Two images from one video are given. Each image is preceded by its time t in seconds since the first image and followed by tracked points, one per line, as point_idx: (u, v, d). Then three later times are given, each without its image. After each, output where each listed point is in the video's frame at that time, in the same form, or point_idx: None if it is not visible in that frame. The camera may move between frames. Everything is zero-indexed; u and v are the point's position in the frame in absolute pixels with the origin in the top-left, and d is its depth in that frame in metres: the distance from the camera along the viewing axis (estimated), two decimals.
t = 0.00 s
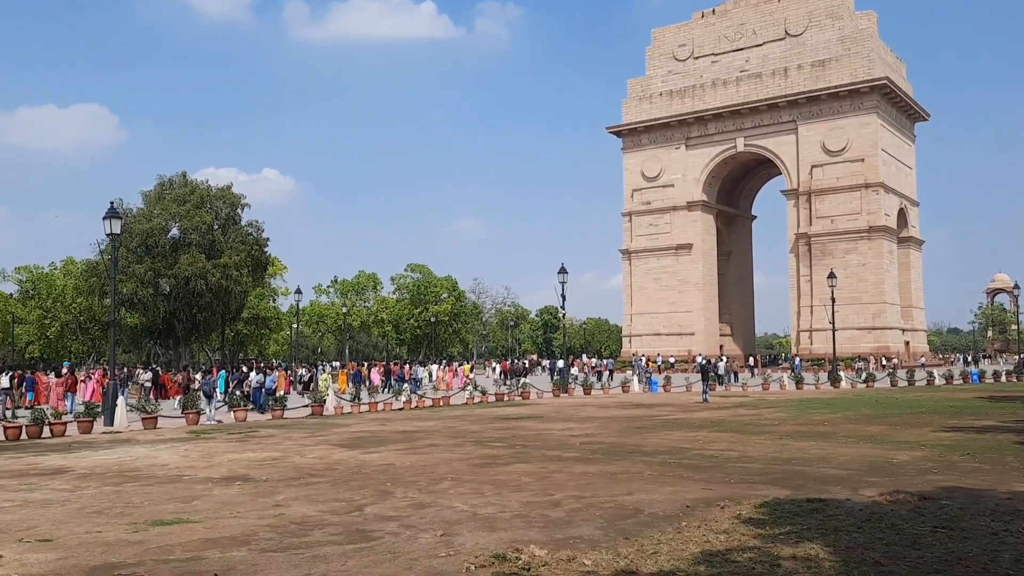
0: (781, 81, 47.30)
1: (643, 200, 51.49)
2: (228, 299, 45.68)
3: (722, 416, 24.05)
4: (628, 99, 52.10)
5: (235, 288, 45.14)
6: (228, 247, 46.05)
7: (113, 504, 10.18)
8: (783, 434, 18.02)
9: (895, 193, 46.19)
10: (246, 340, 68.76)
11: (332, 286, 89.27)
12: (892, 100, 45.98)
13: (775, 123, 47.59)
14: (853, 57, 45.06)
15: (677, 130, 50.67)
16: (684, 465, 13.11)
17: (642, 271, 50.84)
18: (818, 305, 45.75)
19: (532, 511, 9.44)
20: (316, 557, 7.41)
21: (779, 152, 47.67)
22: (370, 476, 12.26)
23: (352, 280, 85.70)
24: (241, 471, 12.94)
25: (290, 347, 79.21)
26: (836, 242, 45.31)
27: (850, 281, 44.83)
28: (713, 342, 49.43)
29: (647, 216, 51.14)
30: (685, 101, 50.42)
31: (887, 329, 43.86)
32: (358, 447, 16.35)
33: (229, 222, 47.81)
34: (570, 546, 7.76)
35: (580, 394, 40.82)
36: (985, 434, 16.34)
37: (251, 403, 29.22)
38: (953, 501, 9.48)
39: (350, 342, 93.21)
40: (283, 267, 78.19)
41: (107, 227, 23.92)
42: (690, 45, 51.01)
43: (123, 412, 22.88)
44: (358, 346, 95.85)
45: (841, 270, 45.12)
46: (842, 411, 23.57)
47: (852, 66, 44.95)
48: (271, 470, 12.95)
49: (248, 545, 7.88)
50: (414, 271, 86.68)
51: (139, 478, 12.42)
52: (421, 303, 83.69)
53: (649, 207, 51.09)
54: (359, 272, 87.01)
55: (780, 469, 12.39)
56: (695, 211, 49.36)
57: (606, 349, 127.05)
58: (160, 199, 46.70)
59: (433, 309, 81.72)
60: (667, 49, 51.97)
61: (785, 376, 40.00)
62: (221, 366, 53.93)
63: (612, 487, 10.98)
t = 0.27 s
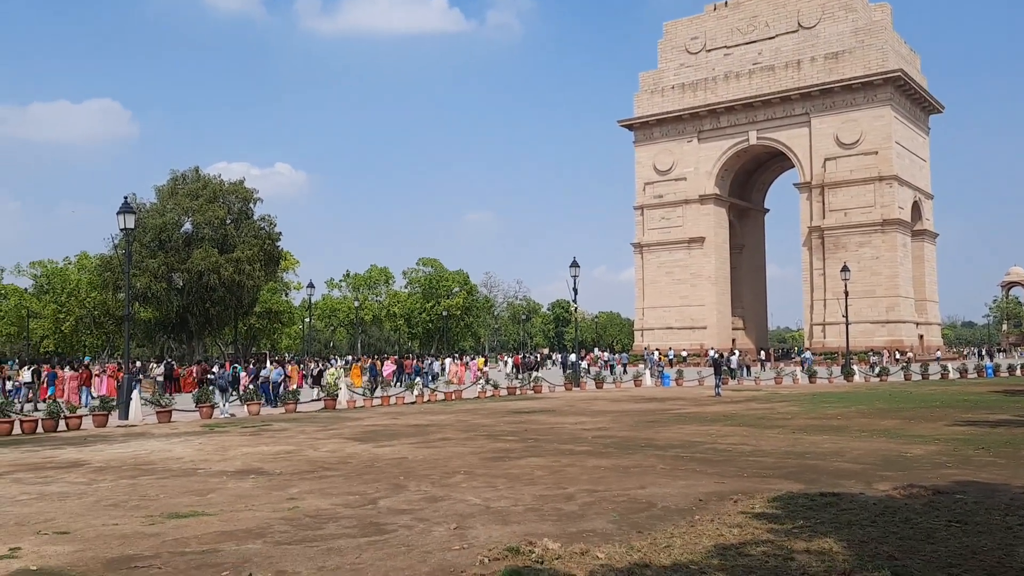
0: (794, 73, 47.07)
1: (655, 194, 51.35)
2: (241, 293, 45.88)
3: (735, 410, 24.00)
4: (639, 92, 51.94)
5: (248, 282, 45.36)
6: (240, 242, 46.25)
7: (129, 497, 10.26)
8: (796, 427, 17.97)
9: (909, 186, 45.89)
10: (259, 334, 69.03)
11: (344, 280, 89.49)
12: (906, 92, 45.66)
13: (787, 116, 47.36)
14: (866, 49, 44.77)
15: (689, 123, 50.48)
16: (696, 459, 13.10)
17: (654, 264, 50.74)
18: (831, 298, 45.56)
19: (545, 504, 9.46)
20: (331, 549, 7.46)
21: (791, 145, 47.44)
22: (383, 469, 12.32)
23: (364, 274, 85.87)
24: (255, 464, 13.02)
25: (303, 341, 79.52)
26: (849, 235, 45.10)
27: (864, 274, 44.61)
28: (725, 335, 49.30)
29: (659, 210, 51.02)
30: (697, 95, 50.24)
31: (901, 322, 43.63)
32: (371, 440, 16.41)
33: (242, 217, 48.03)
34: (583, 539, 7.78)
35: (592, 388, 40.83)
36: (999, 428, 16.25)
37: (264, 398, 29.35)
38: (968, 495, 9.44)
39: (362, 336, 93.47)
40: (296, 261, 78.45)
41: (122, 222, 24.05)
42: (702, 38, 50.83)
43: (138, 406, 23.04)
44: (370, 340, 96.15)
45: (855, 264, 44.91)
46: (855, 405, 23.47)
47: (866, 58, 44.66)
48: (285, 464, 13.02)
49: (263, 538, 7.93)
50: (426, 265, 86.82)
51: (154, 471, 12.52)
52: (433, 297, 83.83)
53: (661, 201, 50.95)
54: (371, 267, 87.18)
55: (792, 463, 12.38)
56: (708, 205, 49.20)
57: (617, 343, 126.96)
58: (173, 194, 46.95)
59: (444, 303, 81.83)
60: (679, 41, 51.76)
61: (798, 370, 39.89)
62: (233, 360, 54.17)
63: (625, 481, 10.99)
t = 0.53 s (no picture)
0: (803, 73, 46.96)
1: (664, 193, 51.35)
2: (254, 292, 46.10)
3: (745, 407, 24.03)
4: (648, 91, 51.94)
5: (261, 281, 45.57)
6: (254, 241, 46.48)
7: (144, 494, 10.39)
8: (806, 425, 17.98)
9: (918, 184, 45.75)
10: (271, 332, 69.32)
11: (355, 279, 89.75)
12: (915, 91, 45.48)
13: (796, 114, 47.26)
14: (875, 48, 44.62)
15: (698, 122, 50.44)
16: (706, 457, 13.15)
17: (663, 263, 50.75)
18: (840, 297, 45.48)
19: (556, 501, 9.53)
20: (344, 546, 7.55)
21: (800, 144, 47.35)
22: (395, 467, 12.41)
23: (375, 272, 86.11)
24: (268, 462, 13.13)
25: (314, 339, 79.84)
26: (858, 233, 44.99)
27: (874, 272, 44.51)
28: (735, 333, 49.27)
29: (668, 208, 50.99)
30: (706, 94, 50.20)
31: (911, 321, 43.52)
32: (382, 439, 16.52)
33: (255, 217, 48.27)
34: (593, 536, 7.85)
35: (602, 386, 40.91)
36: (1010, 426, 16.24)
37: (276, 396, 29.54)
38: (977, 493, 9.46)
39: (373, 334, 93.76)
40: (307, 260, 78.74)
41: (135, 223, 24.23)
42: (711, 37, 50.76)
43: (152, 404, 23.24)
44: (381, 338, 96.48)
45: (864, 262, 44.81)
46: (865, 403, 23.47)
47: (875, 57, 44.52)
48: (297, 461, 13.13)
49: (277, 534, 8.03)
50: (436, 263, 86.99)
51: (168, 469, 12.65)
52: (443, 296, 83.97)
53: (670, 199, 50.96)
54: (382, 265, 87.35)
55: (802, 461, 12.41)
56: (717, 203, 49.17)
57: (628, 341, 126.96)
58: (187, 194, 47.21)
59: (455, 301, 82.00)
60: (688, 40, 51.73)
61: (806, 368, 39.83)
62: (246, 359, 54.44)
63: (635, 479, 11.05)
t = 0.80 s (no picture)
0: (815, 72, 46.78)
1: (675, 193, 51.24)
2: (263, 293, 46.26)
3: (755, 409, 23.97)
4: (659, 91, 51.85)
5: (269, 281, 45.73)
6: (262, 241, 46.65)
7: (155, 495, 10.42)
8: (817, 427, 17.90)
9: (931, 184, 45.50)
10: (280, 333, 69.51)
11: (365, 279, 89.95)
12: (928, 90, 45.25)
13: (808, 114, 47.07)
14: (887, 47, 44.42)
15: (709, 122, 50.31)
16: (716, 459, 13.10)
17: (673, 264, 50.63)
18: (852, 298, 45.28)
19: (565, 503, 9.51)
20: (354, 547, 7.55)
21: (812, 143, 47.15)
22: (404, 467, 12.42)
23: (385, 273, 86.26)
24: (278, 463, 13.16)
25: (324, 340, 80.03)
26: (870, 234, 44.79)
27: (886, 273, 44.30)
28: (746, 335, 49.10)
29: (679, 208, 50.88)
30: (717, 93, 50.07)
31: (923, 322, 43.28)
32: (392, 439, 16.53)
33: (263, 217, 48.44)
34: (603, 538, 7.84)
35: (612, 387, 40.85)
36: (1023, 428, 16.12)
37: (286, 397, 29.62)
38: (990, 496, 9.40)
39: (382, 335, 93.95)
40: (316, 261, 78.97)
41: (146, 223, 24.33)
42: (721, 36, 50.65)
43: (163, 404, 23.33)
44: (390, 339, 96.68)
45: (876, 262, 44.59)
46: (876, 404, 23.36)
47: (887, 56, 44.31)
48: (307, 462, 13.15)
49: (286, 535, 8.04)
50: (445, 264, 87.10)
51: (178, 469, 12.69)
52: (453, 296, 84.05)
53: (681, 199, 50.84)
54: (392, 266, 87.37)
55: (813, 463, 12.36)
56: (728, 203, 49.02)
57: (637, 342, 126.83)
58: (196, 194, 47.41)
59: (464, 302, 82.08)
60: (698, 40, 51.63)
61: (816, 369, 39.57)
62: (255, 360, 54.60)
63: (645, 480, 11.02)
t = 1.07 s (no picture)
0: (824, 73, 46.69)
1: (683, 194, 51.19)
2: (272, 294, 46.41)
3: (764, 411, 23.93)
4: (667, 92, 51.83)
5: (279, 283, 45.89)
6: (272, 243, 46.82)
7: (165, 495, 10.50)
8: (826, 429, 17.87)
9: (941, 186, 45.34)
10: (290, 334, 69.68)
11: (374, 281, 90.08)
12: (937, 91, 45.10)
13: (817, 115, 46.97)
14: (896, 48, 44.31)
15: (718, 124, 50.25)
16: (724, 461, 13.11)
17: (682, 265, 50.59)
18: (861, 299, 45.15)
19: (572, 505, 9.54)
20: (362, 548, 7.60)
21: (821, 144, 47.04)
22: (413, 469, 12.47)
23: (394, 274, 86.38)
24: (287, 464, 13.24)
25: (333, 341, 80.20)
26: (880, 235, 44.66)
27: (895, 275, 44.15)
28: (755, 336, 49.00)
29: (687, 210, 50.84)
30: (725, 95, 50.02)
31: (933, 324, 43.12)
32: (400, 441, 16.59)
33: (273, 219, 48.63)
34: (609, 540, 7.87)
35: (620, 389, 40.84)
36: None
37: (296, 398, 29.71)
38: (998, 498, 9.40)
39: (391, 336, 94.09)
40: (325, 263, 79.15)
41: (156, 225, 24.47)
42: (730, 38, 50.60)
43: (173, 405, 23.48)
44: (399, 340, 96.82)
45: (886, 264, 44.46)
46: (886, 407, 23.31)
47: (896, 57, 44.20)
48: (317, 463, 13.22)
49: (295, 536, 8.10)
50: (454, 266, 87.18)
51: (188, 470, 12.78)
52: (461, 298, 84.10)
53: (689, 201, 50.79)
54: (400, 267, 87.44)
55: (821, 466, 12.36)
56: (737, 205, 48.94)
57: (646, 343, 126.65)
58: (206, 196, 47.61)
59: (473, 303, 82.13)
60: (707, 42, 51.59)
61: (826, 371, 39.51)
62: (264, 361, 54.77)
63: (652, 482, 11.04)
